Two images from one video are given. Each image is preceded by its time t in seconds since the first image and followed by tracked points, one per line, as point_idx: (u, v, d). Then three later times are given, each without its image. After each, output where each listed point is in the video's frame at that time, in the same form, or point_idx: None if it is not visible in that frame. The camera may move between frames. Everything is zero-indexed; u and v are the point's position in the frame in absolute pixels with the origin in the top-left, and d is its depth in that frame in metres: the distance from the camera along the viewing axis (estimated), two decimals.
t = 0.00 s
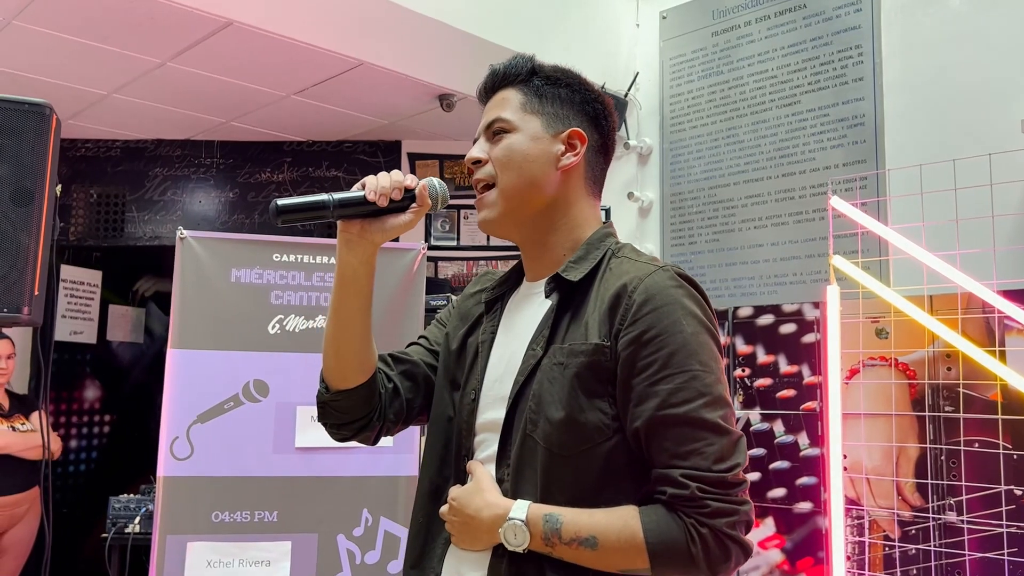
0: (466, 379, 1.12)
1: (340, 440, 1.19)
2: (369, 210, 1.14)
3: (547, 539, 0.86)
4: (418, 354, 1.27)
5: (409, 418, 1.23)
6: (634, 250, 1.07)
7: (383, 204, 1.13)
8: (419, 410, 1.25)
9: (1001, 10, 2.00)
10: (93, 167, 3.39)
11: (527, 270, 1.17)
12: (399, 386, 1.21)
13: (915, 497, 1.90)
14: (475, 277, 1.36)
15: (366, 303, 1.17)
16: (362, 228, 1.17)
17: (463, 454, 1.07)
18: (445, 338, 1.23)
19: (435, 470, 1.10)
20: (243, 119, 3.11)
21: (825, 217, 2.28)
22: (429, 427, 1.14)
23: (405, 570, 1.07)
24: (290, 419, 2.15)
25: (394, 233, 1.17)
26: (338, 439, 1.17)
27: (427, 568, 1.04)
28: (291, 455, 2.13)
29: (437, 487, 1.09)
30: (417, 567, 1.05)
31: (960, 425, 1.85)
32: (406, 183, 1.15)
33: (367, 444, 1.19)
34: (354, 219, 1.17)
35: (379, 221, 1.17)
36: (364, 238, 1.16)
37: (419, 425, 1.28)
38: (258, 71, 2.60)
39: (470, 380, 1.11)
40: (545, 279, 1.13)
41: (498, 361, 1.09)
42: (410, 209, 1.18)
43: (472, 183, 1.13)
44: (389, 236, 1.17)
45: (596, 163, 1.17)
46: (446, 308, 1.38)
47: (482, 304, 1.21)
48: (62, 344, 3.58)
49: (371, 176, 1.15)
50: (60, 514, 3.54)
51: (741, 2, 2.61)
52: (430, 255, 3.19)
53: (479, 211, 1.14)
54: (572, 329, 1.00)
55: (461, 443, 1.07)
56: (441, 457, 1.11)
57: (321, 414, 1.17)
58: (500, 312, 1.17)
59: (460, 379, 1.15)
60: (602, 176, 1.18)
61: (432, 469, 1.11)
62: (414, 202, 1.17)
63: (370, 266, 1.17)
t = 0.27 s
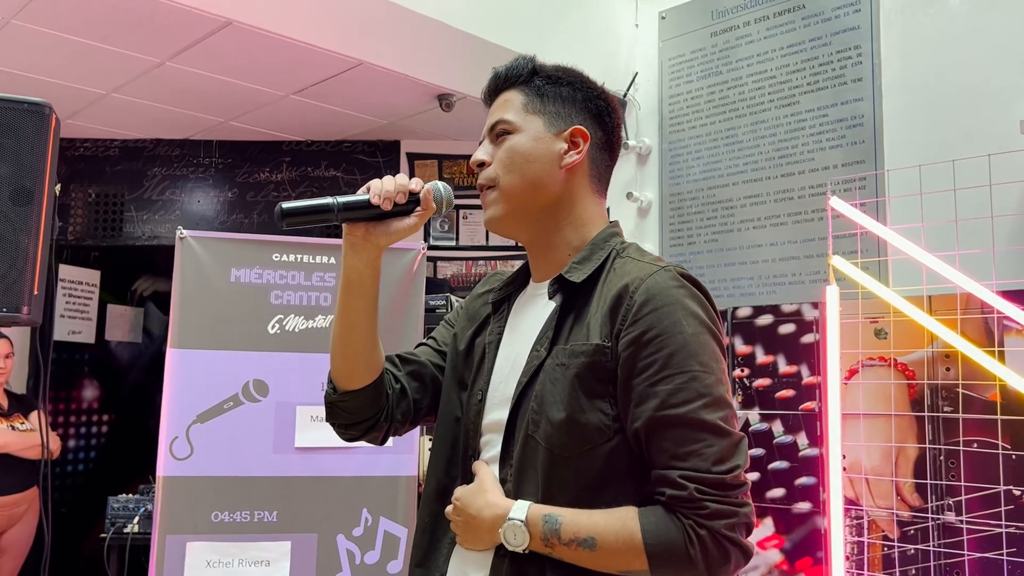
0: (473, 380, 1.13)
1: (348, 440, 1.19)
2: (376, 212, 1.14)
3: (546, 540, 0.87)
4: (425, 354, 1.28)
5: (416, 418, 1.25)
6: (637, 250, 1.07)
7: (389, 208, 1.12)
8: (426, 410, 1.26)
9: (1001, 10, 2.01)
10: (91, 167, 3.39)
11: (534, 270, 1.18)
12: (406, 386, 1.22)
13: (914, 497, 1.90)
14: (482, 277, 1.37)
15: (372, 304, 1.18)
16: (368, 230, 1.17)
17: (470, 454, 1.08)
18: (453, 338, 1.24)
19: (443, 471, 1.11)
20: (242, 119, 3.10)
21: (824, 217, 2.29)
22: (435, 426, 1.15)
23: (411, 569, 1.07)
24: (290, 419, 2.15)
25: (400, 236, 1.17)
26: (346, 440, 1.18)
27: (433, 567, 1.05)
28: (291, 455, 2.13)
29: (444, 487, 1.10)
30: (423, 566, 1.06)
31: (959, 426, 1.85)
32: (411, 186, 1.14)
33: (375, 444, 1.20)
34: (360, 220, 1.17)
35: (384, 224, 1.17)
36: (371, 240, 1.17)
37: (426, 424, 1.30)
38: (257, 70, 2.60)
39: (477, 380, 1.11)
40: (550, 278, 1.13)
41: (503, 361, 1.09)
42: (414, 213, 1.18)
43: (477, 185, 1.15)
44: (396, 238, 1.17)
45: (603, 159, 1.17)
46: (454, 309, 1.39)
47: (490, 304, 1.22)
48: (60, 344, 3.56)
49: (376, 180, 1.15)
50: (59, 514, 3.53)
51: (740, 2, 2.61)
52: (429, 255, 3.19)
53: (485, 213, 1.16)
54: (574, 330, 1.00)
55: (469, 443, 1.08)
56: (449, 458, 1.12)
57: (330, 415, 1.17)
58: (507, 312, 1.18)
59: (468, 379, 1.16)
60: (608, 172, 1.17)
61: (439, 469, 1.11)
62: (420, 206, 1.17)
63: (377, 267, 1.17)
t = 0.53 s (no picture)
0: (480, 376, 1.13)
1: (348, 436, 1.20)
2: (380, 206, 1.15)
3: (565, 536, 0.87)
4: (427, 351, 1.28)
5: (417, 415, 1.25)
6: (650, 248, 1.08)
7: (394, 200, 1.14)
8: (427, 406, 1.27)
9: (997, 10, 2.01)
10: (87, 166, 3.38)
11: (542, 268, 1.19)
12: (407, 382, 1.23)
13: (911, 497, 1.91)
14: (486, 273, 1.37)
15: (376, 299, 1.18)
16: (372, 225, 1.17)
17: (477, 451, 1.08)
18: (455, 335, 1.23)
19: (448, 468, 1.11)
20: (239, 118, 3.10)
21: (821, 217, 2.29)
22: (439, 424, 1.16)
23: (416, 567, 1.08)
24: (289, 419, 2.14)
25: (404, 231, 1.17)
26: (348, 436, 1.18)
27: (440, 565, 1.06)
28: (289, 454, 2.13)
29: (450, 484, 1.10)
30: (430, 563, 1.06)
31: (956, 425, 1.85)
32: (416, 180, 1.15)
33: (376, 440, 1.20)
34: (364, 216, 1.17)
35: (389, 217, 1.18)
36: (374, 235, 1.17)
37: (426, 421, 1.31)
38: (256, 69, 2.59)
39: (484, 376, 1.11)
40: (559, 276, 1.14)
41: (513, 357, 1.10)
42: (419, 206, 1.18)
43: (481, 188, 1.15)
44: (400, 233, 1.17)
45: (602, 149, 1.17)
46: (455, 304, 1.40)
47: (495, 301, 1.22)
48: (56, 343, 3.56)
49: (381, 175, 1.16)
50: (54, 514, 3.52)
51: (737, 3, 2.61)
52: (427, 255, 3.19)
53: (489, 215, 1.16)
54: (591, 327, 1.01)
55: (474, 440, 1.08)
56: (453, 456, 1.12)
57: (329, 410, 1.17)
58: (513, 309, 1.18)
59: (472, 376, 1.16)
60: (609, 165, 1.18)
61: (443, 466, 1.11)
62: (424, 201, 1.17)
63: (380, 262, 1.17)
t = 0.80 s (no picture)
0: (487, 380, 1.13)
1: (358, 442, 1.20)
2: (385, 214, 1.16)
3: (575, 539, 0.88)
4: (434, 354, 1.29)
5: (425, 419, 1.26)
6: (659, 253, 1.08)
7: (398, 208, 1.14)
8: (435, 410, 1.27)
9: (989, 12, 2.03)
10: (81, 164, 3.36)
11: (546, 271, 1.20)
12: (415, 386, 1.24)
13: (906, 496, 1.92)
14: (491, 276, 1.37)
15: (380, 305, 1.19)
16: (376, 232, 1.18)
17: (484, 455, 1.08)
18: (461, 338, 1.24)
19: (453, 471, 1.12)
20: (234, 117, 3.09)
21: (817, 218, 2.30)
22: (444, 427, 1.17)
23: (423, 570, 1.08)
24: (287, 418, 2.14)
25: (408, 237, 1.19)
26: (357, 441, 1.19)
27: (446, 568, 1.06)
28: (288, 453, 2.12)
29: (455, 487, 1.11)
30: (436, 567, 1.07)
31: (950, 425, 1.86)
32: (420, 187, 1.17)
33: (385, 444, 1.21)
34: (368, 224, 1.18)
35: (394, 225, 1.19)
36: (378, 242, 1.18)
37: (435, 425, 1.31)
38: (253, 69, 2.59)
39: (492, 380, 1.12)
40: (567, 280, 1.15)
41: (520, 363, 1.11)
42: (424, 213, 1.21)
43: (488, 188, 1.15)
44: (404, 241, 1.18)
45: (608, 159, 1.18)
46: (462, 307, 1.40)
47: (502, 305, 1.22)
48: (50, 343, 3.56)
49: (384, 181, 1.16)
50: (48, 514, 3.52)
51: (732, 4, 2.62)
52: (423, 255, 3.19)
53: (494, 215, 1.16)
54: (599, 331, 1.01)
55: (482, 444, 1.08)
56: (460, 459, 1.12)
57: (337, 417, 1.18)
58: (521, 314, 1.18)
59: (480, 379, 1.16)
60: (615, 173, 1.20)
61: (449, 468, 1.12)
62: (429, 207, 1.20)
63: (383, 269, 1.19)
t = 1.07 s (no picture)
0: (492, 375, 1.14)
1: (361, 432, 1.22)
2: (384, 209, 1.17)
3: (577, 533, 0.89)
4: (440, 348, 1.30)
5: (428, 411, 1.26)
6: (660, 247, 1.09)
7: (398, 203, 1.16)
8: (439, 403, 1.28)
9: (979, 17, 2.05)
10: (70, 163, 3.34)
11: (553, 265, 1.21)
12: (418, 378, 1.25)
13: (896, 495, 1.94)
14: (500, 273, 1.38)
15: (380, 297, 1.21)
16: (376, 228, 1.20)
17: (490, 448, 1.08)
18: (469, 334, 1.24)
19: (461, 465, 1.12)
20: (226, 116, 3.08)
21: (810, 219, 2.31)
22: (454, 424, 1.17)
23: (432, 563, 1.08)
24: (284, 418, 2.13)
25: (408, 232, 1.20)
26: (360, 430, 1.20)
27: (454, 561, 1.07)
28: (285, 453, 2.12)
29: (463, 480, 1.11)
30: (444, 560, 1.07)
31: (942, 424, 1.88)
32: (420, 183, 1.18)
33: (388, 435, 1.22)
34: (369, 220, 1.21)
35: (393, 220, 1.21)
36: (378, 236, 1.20)
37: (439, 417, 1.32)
38: (247, 68, 2.58)
39: (496, 375, 1.12)
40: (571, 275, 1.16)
41: (523, 359, 1.11)
42: (423, 209, 1.20)
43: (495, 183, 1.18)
44: (404, 235, 1.20)
45: (617, 161, 1.19)
46: (470, 302, 1.41)
47: (508, 300, 1.22)
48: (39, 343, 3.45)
49: (384, 176, 1.18)
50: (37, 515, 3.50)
51: (723, 6, 2.64)
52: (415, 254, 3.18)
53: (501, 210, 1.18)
54: (601, 323, 1.02)
55: (487, 437, 1.09)
56: (467, 453, 1.13)
57: (342, 406, 1.20)
58: (526, 308, 1.19)
59: (485, 374, 1.17)
60: (624, 177, 1.20)
61: (457, 462, 1.12)
62: (428, 203, 1.19)
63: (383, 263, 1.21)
